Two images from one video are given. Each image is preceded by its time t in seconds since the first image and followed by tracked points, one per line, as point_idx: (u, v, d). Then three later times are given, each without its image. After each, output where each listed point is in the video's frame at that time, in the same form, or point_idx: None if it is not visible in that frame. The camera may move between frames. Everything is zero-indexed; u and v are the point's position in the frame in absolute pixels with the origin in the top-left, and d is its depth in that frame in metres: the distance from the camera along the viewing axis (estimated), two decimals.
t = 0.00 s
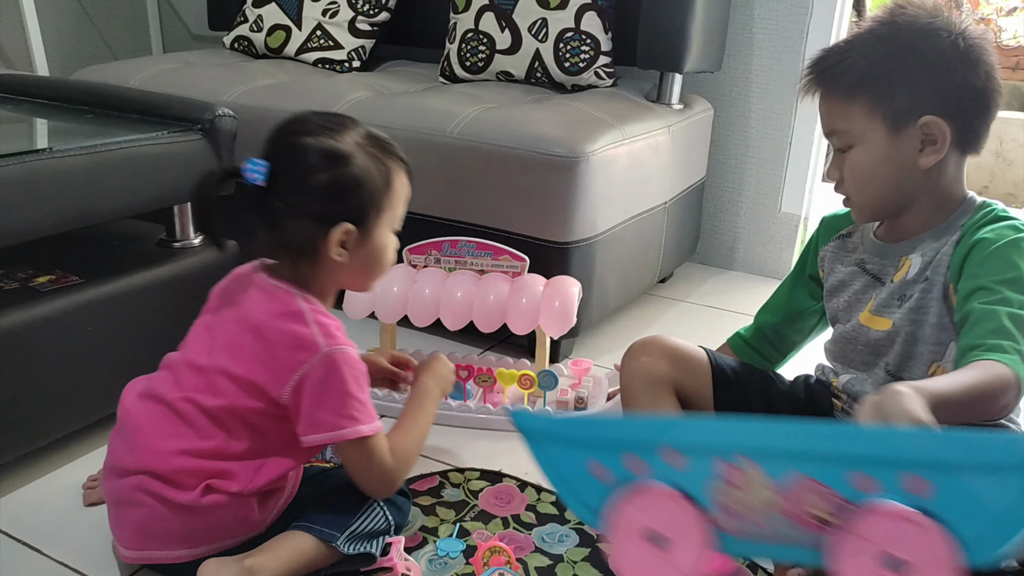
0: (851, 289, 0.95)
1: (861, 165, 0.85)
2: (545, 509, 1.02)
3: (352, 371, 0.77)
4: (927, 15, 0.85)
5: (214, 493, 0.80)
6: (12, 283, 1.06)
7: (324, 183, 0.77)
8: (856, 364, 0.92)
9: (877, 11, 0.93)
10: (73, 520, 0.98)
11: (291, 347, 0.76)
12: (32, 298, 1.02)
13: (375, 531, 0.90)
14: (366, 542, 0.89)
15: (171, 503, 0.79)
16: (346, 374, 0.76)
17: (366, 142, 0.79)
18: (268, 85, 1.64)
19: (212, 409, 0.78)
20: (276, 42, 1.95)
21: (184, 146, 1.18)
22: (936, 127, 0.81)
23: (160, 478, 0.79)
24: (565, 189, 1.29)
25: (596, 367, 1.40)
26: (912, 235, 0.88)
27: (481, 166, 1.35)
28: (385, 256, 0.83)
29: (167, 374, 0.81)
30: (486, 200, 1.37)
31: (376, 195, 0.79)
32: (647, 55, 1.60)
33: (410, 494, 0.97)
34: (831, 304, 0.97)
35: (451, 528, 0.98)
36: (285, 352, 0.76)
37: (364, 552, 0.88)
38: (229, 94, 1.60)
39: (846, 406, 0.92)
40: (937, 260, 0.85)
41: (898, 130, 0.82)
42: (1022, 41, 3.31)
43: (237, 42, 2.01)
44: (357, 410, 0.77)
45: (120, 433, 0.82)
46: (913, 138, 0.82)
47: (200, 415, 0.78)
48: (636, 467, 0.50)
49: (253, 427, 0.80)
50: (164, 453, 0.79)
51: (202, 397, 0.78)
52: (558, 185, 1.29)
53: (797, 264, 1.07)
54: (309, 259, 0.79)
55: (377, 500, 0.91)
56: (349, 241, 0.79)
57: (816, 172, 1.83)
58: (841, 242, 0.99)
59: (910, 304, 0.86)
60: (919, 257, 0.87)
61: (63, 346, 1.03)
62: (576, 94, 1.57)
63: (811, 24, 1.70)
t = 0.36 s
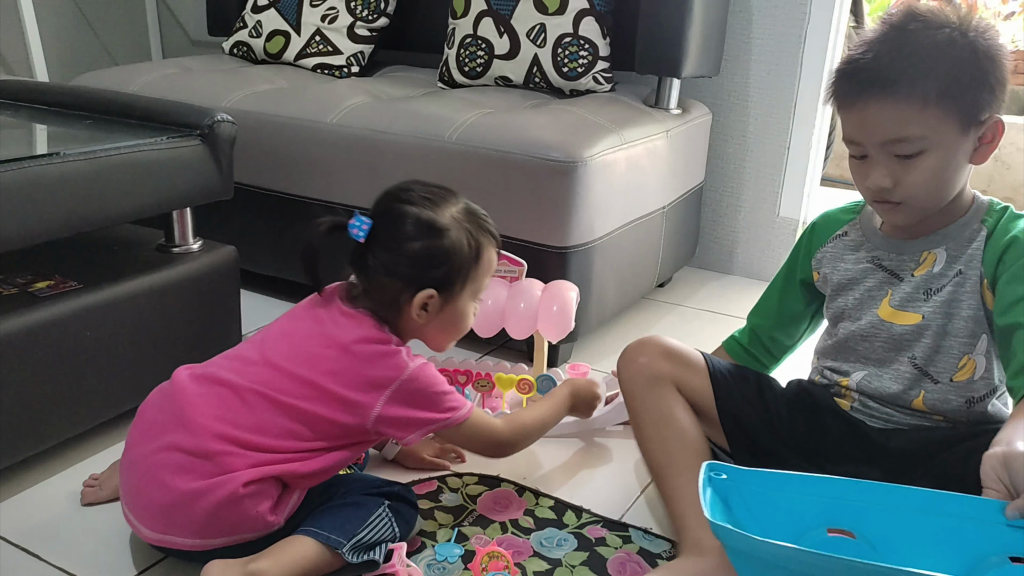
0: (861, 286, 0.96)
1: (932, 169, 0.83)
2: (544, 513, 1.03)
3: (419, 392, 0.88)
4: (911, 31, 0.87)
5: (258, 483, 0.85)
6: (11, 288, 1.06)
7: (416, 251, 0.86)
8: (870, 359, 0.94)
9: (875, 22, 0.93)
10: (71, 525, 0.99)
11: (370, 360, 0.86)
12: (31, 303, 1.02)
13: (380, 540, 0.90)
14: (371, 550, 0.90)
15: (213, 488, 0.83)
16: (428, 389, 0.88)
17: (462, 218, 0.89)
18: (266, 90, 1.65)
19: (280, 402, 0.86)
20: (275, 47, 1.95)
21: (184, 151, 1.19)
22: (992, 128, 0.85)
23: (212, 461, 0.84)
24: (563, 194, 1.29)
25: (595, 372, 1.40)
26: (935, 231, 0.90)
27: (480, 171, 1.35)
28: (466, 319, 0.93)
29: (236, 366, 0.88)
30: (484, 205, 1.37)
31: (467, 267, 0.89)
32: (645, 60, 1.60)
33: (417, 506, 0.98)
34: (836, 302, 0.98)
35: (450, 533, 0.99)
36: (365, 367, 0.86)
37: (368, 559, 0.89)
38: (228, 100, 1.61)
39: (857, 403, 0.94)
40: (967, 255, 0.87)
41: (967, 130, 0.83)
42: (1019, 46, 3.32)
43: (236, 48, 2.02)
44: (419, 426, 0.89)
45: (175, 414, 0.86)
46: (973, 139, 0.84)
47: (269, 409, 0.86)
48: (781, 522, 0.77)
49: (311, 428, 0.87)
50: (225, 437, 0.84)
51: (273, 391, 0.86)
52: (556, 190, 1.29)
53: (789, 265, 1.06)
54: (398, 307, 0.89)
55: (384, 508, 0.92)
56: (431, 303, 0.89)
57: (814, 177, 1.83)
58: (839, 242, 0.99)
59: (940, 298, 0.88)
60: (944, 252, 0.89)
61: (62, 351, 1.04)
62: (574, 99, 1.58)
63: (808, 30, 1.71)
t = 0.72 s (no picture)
0: (869, 295, 0.97)
1: (926, 185, 0.84)
2: (543, 514, 1.03)
3: (428, 399, 0.90)
4: (908, 33, 0.87)
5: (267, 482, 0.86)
6: (10, 290, 1.06)
7: (435, 266, 0.88)
8: (884, 365, 0.95)
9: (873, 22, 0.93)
10: (71, 526, 0.99)
11: (383, 365, 0.88)
12: (29, 304, 1.02)
13: (379, 540, 0.91)
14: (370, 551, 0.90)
15: (223, 485, 0.83)
16: (437, 392, 0.90)
17: (482, 238, 0.90)
18: (265, 92, 1.65)
19: (293, 403, 0.87)
20: (274, 49, 1.95)
21: (183, 153, 1.19)
22: (986, 136, 0.84)
23: (223, 459, 0.84)
24: (562, 195, 1.29)
25: (593, 373, 1.41)
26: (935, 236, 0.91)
27: (479, 172, 1.35)
28: (477, 335, 0.95)
29: (247, 366, 0.88)
30: (483, 206, 1.37)
31: (483, 285, 0.90)
32: (643, 61, 1.60)
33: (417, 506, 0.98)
34: (845, 312, 0.99)
35: (449, 534, 0.99)
36: (378, 372, 0.88)
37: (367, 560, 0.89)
38: (227, 101, 1.61)
39: (874, 403, 0.96)
40: (971, 258, 0.88)
41: (960, 142, 0.83)
42: (1019, 47, 3.32)
43: (235, 49, 2.02)
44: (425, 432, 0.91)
45: (185, 410, 0.86)
46: (966, 149, 0.84)
47: (280, 410, 0.87)
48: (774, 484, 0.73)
49: (321, 430, 0.88)
50: (237, 436, 0.85)
51: (285, 392, 0.87)
52: (555, 191, 1.29)
53: (795, 275, 1.07)
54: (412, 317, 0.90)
55: (384, 509, 0.92)
56: (443, 317, 0.90)
57: (813, 177, 1.83)
58: (846, 251, 1.00)
59: (946, 302, 0.89)
60: (947, 255, 0.90)
61: (62, 352, 1.04)
62: (573, 100, 1.58)
63: (807, 31, 1.71)
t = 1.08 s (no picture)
0: (853, 296, 0.98)
1: (890, 184, 0.85)
2: (540, 514, 1.03)
3: (426, 410, 0.90)
4: (904, 31, 0.87)
5: (263, 488, 0.86)
6: (7, 290, 1.06)
7: (443, 282, 0.88)
8: (863, 366, 0.97)
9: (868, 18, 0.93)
10: (69, 526, 0.99)
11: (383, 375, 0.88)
12: (27, 304, 1.02)
13: (378, 541, 0.91)
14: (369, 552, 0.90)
15: (220, 489, 0.83)
16: (434, 401, 0.90)
17: (494, 258, 0.90)
18: (263, 92, 1.65)
19: (291, 410, 0.87)
20: (271, 49, 1.96)
21: (181, 153, 1.19)
22: (963, 140, 0.84)
23: (219, 463, 0.84)
24: (559, 194, 1.29)
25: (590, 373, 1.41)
26: (914, 241, 0.92)
27: (476, 172, 1.35)
28: (481, 353, 0.95)
29: (246, 370, 0.89)
30: (480, 206, 1.37)
31: (490, 305, 0.90)
32: (640, 61, 1.60)
33: (415, 505, 0.98)
34: (831, 312, 1.01)
35: (446, 534, 0.99)
36: (377, 382, 0.88)
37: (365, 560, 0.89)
38: (224, 101, 1.61)
39: (853, 406, 0.98)
40: (948, 265, 0.89)
41: (930, 146, 0.84)
42: (1015, 47, 3.33)
43: (232, 50, 2.02)
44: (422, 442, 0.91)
45: (183, 413, 0.86)
46: (940, 151, 0.84)
47: (278, 417, 0.87)
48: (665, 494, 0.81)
49: (318, 437, 0.89)
50: (235, 440, 0.85)
51: (284, 399, 0.87)
52: (552, 191, 1.29)
53: (789, 273, 1.08)
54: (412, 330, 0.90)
55: (381, 510, 0.92)
56: (447, 333, 0.90)
57: (809, 178, 1.84)
58: (834, 249, 1.01)
59: (920, 309, 0.91)
60: (926, 260, 0.91)
61: (59, 352, 1.04)
62: (571, 100, 1.58)
63: (803, 31, 1.71)
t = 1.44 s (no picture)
0: (838, 309, 0.97)
1: (872, 193, 0.85)
2: (540, 514, 1.03)
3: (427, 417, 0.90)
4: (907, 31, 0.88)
5: (262, 491, 0.86)
6: (7, 292, 1.06)
7: (445, 296, 0.87)
8: (850, 379, 0.96)
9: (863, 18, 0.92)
10: (68, 527, 0.99)
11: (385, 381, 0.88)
12: (26, 306, 1.02)
13: (378, 542, 0.91)
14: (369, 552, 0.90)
15: (220, 492, 0.84)
16: (434, 408, 0.90)
17: (500, 273, 0.89)
18: (262, 94, 1.65)
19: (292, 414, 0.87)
20: (270, 51, 1.96)
21: (179, 155, 1.19)
22: (945, 151, 0.84)
23: (220, 466, 0.84)
24: (557, 195, 1.29)
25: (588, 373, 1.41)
26: (900, 252, 0.91)
27: (474, 173, 1.36)
28: (481, 368, 0.94)
29: (248, 374, 0.89)
30: (478, 207, 1.38)
31: (492, 321, 0.89)
32: (639, 62, 1.60)
33: (414, 506, 0.98)
34: (818, 324, 1.00)
35: (446, 534, 0.99)
36: (379, 389, 0.88)
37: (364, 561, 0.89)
38: (223, 103, 1.61)
39: (840, 419, 0.97)
40: (933, 280, 0.89)
41: (910, 155, 0.84)
42: (1013, 46, 3.34)
43: (231, 51, 2.02)
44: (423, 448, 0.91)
45: (185, 416, 0.86)
46: (922, 161, 0.84)
47: (279, 421, 0.87)
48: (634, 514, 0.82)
49: (319, 442, 0.89)
50: (236, 444, 0.85)
51: (285, 403, 0.87)
52: (551, 192, 1.30)
53: (775, 285, 1.07)
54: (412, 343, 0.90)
55: (381, 512, 0.92)
56: (446, 346, 0.89)
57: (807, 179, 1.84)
58: (817, 261, 1.00)
59: (907, 326, 0.90)
60: (911, 273, 0.90)
61: (58, 354, 1.04)
62: (570, 101, 1.58)
63: (802, 32, 1.71)
